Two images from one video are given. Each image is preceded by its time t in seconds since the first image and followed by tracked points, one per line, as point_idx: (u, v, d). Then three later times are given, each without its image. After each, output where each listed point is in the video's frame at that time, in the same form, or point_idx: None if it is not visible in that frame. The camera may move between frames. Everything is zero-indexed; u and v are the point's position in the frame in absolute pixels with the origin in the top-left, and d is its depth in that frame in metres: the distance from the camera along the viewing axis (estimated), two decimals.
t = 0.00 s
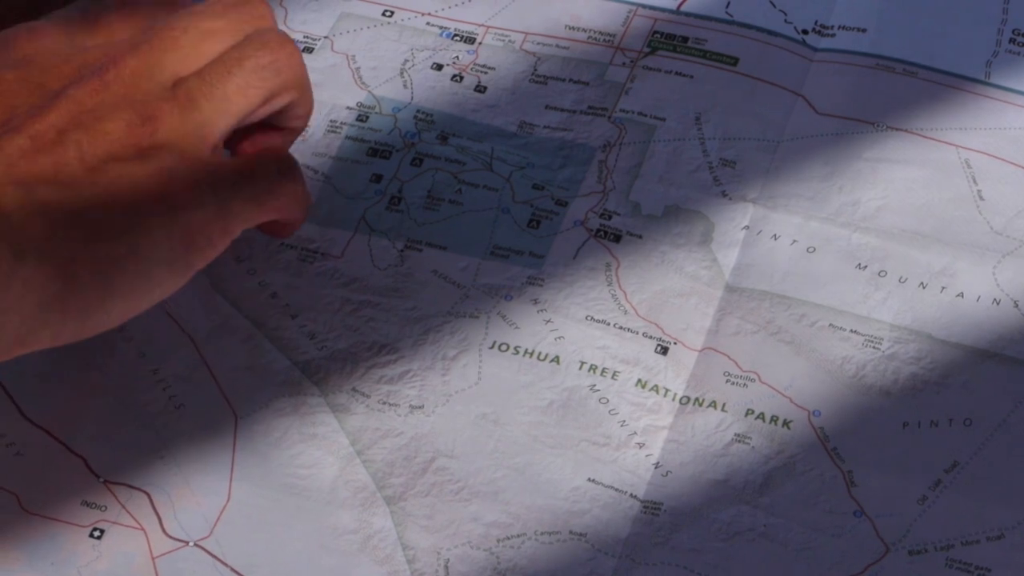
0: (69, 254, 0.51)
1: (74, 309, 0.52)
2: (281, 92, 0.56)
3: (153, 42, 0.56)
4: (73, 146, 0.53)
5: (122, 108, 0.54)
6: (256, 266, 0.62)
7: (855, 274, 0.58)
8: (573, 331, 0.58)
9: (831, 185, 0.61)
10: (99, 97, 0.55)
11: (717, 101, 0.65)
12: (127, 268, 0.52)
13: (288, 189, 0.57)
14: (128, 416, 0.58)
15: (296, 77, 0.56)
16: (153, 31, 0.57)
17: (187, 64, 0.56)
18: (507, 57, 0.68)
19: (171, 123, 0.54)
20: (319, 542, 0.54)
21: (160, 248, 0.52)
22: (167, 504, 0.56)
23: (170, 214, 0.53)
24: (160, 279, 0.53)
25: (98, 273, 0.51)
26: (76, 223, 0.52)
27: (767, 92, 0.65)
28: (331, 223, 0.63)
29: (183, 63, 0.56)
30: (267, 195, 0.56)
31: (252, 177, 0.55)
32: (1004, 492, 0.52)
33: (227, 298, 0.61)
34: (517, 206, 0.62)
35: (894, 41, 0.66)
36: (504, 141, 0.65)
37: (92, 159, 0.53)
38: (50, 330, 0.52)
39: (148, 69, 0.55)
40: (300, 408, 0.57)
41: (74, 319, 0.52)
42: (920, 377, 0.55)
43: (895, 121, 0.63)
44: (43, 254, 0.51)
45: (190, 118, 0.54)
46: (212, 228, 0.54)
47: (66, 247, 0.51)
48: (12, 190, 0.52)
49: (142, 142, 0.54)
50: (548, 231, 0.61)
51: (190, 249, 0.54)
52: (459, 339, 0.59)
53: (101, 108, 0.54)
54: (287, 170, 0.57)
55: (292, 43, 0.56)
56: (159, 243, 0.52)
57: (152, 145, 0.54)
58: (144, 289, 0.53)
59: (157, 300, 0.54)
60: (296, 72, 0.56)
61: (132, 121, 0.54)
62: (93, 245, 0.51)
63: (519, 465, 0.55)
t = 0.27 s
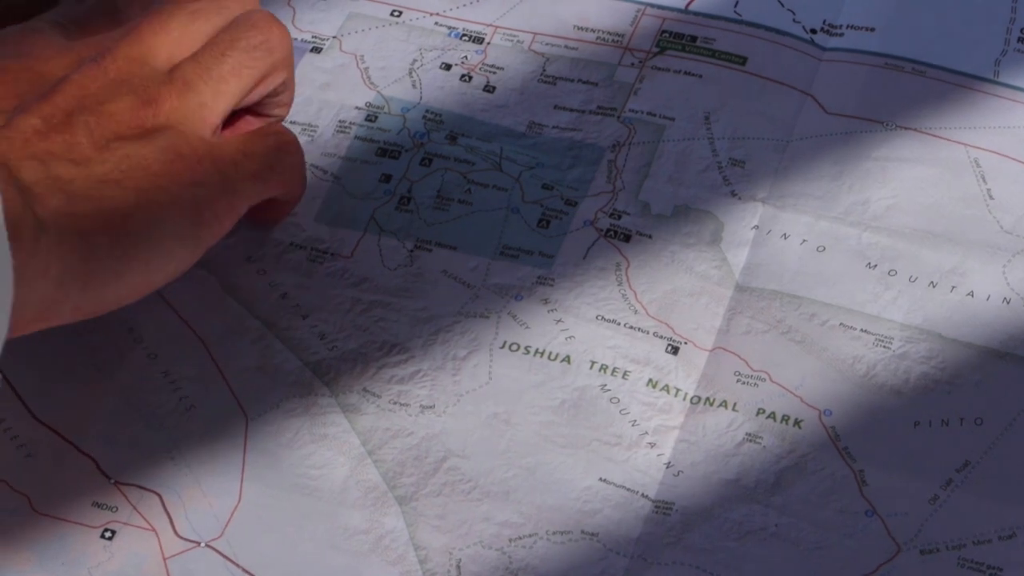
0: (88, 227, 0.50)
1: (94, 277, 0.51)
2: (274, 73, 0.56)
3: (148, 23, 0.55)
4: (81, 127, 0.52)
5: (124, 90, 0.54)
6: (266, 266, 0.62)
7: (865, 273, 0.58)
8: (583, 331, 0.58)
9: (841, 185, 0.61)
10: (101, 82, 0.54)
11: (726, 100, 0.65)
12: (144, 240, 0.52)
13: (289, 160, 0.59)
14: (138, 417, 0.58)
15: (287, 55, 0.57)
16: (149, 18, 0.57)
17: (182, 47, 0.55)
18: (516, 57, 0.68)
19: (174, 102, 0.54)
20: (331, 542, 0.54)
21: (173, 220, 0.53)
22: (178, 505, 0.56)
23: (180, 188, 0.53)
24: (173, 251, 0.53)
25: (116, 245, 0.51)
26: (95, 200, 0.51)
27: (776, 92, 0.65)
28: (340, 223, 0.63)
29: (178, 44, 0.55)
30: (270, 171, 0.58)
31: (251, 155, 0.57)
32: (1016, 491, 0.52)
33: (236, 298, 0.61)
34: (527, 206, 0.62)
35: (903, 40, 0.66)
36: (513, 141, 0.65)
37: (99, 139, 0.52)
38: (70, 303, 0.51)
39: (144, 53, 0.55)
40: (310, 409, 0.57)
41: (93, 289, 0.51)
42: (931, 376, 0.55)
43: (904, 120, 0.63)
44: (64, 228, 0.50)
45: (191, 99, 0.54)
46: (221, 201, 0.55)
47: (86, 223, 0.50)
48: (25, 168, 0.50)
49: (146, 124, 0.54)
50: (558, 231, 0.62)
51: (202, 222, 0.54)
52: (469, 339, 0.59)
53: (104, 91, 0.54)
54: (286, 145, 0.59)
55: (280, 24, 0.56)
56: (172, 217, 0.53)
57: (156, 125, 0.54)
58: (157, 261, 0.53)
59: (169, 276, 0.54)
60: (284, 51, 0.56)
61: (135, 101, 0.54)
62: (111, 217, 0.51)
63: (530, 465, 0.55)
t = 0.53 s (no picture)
0: (144, 257, 0.53)
1: (148, 309, 0.53)
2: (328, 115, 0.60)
3: (203, 59, 0.60)
4: (137, 155, 0.57)
5: (182, 125, 0.58)
6: (278, 268, 0.62)
7: (877, 273, 0.58)
8: (596, 332, 0.59)
9: (852, 184, 0.61)
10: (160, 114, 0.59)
11: (737, 100, 0.65)
12: (195, 269, 0.54)
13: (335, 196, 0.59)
14: (152, 418, 0.58)
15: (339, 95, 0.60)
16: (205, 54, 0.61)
17: (236, 86, 0.60)
18: (525, 57, 0.68)
19: (229, 135, 0.58)
20: (344, 542, 0.54)
21: (224, 250, 0.55)
22: (192, 506, 0.56)
23: (232, 218, 0.55)
24: (225, 280, 0.55)
25: (167, 273, 0.53)
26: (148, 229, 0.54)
27: (786, 91, 0.65)
28: (352, 224, 0.63)
29: (235, 86, 0.60)
30: (321, 202, 0.58)
31: (303, 185, 0.58)
32: None
33: (249, 299, 0.61)
34: (538, 206, 0.63)
35: (912, 39, 0.66)
36: (524, 141, 0.65)
37: (155, 166, 0.56)
38: (123, 336, 0.52)
39: (200, 90, 0.59)
40: (323, 409, 0.58)
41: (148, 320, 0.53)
42: (944, 376, 0.55)
43: (914, 119, 0.63)
44: (119, 257, 0.52)
45: (245, 131, 0.58)
46: (273, 231, 0.56)
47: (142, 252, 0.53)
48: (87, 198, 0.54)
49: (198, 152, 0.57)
50: (569, 232, 0.62)
51: (254, 252, 0.56)
52: (482, 340, 0.59)
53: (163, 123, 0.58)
54: (335, 175, 0.59)
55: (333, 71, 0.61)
56: (223, 247, 0.55)
57: (207, 156, 0.57)
58: (209, 291, 0.55)
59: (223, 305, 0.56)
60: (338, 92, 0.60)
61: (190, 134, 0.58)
62: (166, 246, 0.54)
63: (543, 465, 0.55)
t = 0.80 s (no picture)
0: (161, 274, 0.53)
1: (163, 327, 0.53)
2: (337, 143, 0.61)
3: (216, 88, 0.61)
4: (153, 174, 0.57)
5: (198, 146, 0.58)
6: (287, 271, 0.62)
7: (886, 275, 0.59)
8: (606, 335, 0.59)
9: (861, 186, 0.61)
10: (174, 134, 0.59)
11: (745, 102, 0.65)
12: (210, 290, 0.55)
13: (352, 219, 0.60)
14: (162, 424, 0.58)
15: (348, 125, 0.62)
16: (220, 81, 0.62)
17: (249, 112, 0.61)
18: (533, 59, 0.69)
19: (244, 157, 0.58)
20: (355, 546, 0.54)
21: (239, 271, 0.55)
22: (202, 511, 0.56)
23: (247, 239, 0.56)
24: (239, 302, 0.56)
25: (184, 295, 0.54)
26: (166, 250, 0.54)
27: (795, 93, 0.65)
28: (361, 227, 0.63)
29: (247, 113, 0.61)
30: (334, 226, 0.59)
31: (317, 207, 0.58)
32: None
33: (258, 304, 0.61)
34: (547, 209, 0.63)
35: (920, 41, 0.66)
36: (532, 144, 0.65)
37: (171, 186, 0.56)
38: (139, 354, 0.53)
39: (213, 113, 0.60)
40: (334, 413, 0.58)
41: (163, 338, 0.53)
42: (953, 378, 0.55)
43: (923, 121, 0.63)
44: (137, 275, 0.52)
45: (261, 156, 0.58)
46: (287, 253, 0.57)
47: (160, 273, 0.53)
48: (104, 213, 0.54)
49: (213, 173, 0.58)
50: (579, 235, 0.62)
51: (268, 274, 0.56)
52: (492, 343, 0.59)
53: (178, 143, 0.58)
54: (350, 200, 0.60)
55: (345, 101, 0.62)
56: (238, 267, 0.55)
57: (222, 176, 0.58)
58: (224, 312, 0.55)
59: (236, 325, 0.56)
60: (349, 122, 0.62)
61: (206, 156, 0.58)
62: (181, 266, 0.54)
63: (554, 468, 0.55)
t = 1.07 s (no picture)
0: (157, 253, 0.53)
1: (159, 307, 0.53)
2: (339, 141, 0.61)
3: (219, 83, 0.61)
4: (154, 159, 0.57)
5: (198, 136, 0.58)
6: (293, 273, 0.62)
7: (891, 276, 0.59)
8: (612, 336, 0.59)
9: (865, 188, 0.61)
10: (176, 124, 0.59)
11: (749, 104, 0.65)
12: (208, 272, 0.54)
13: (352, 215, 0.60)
14: (167, 426, 0.58)
15: (352, 123, 0.62)
16: (224, 75, 0.62)
17: (252, 106, 0.61)
18: (538, 61, 0.69)
19: (244, 148, 0.58)
20: (362, 547, 0.54)
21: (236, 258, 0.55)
22: (209, 513, 0.56)
23: (246, 228, 0.56)
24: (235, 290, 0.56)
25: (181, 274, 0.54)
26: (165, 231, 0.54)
27: (799, 95, 0.65)
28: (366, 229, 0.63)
29: (250, 107, 0.61)
30: (332, 221, 0.59)
31: (316, 201, 0.58)
32: None
33: (264, 306, 0.61)
34: (552, 210, 0.63)
35: (924, 42, 0.66)
36: (537, 145, 0.65)
37: (171, 173, 0.56)
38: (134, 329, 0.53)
39: (216, 106, 0.60)
40: (339, 415, 0.58)
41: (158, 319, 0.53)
42: (959, 379, 0.55)
43: (927, 123, 0.63)
44: (136, 252, 0.52)
45: (262, 148, 0.58)
46: (284, 245, 0.57)
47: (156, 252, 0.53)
48: (104, 191, 0.53)
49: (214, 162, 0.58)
50: (584, 236, 0.62)
51: (265, 265, 0.56)
52: (497, 345, 0.59)
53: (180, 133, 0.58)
54: (349, 196, 0.60)
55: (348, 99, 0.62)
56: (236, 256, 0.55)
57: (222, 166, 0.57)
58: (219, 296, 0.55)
59: (231, 312, 0.56)
60: (352, 120, 0.62)
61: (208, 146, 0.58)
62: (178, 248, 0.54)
63: (560, 470, 0.55)
